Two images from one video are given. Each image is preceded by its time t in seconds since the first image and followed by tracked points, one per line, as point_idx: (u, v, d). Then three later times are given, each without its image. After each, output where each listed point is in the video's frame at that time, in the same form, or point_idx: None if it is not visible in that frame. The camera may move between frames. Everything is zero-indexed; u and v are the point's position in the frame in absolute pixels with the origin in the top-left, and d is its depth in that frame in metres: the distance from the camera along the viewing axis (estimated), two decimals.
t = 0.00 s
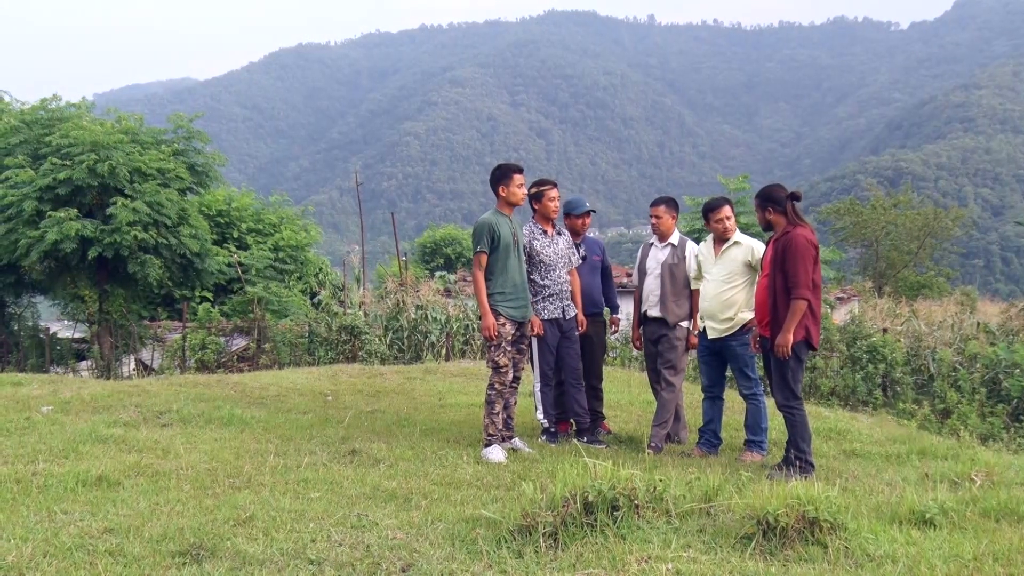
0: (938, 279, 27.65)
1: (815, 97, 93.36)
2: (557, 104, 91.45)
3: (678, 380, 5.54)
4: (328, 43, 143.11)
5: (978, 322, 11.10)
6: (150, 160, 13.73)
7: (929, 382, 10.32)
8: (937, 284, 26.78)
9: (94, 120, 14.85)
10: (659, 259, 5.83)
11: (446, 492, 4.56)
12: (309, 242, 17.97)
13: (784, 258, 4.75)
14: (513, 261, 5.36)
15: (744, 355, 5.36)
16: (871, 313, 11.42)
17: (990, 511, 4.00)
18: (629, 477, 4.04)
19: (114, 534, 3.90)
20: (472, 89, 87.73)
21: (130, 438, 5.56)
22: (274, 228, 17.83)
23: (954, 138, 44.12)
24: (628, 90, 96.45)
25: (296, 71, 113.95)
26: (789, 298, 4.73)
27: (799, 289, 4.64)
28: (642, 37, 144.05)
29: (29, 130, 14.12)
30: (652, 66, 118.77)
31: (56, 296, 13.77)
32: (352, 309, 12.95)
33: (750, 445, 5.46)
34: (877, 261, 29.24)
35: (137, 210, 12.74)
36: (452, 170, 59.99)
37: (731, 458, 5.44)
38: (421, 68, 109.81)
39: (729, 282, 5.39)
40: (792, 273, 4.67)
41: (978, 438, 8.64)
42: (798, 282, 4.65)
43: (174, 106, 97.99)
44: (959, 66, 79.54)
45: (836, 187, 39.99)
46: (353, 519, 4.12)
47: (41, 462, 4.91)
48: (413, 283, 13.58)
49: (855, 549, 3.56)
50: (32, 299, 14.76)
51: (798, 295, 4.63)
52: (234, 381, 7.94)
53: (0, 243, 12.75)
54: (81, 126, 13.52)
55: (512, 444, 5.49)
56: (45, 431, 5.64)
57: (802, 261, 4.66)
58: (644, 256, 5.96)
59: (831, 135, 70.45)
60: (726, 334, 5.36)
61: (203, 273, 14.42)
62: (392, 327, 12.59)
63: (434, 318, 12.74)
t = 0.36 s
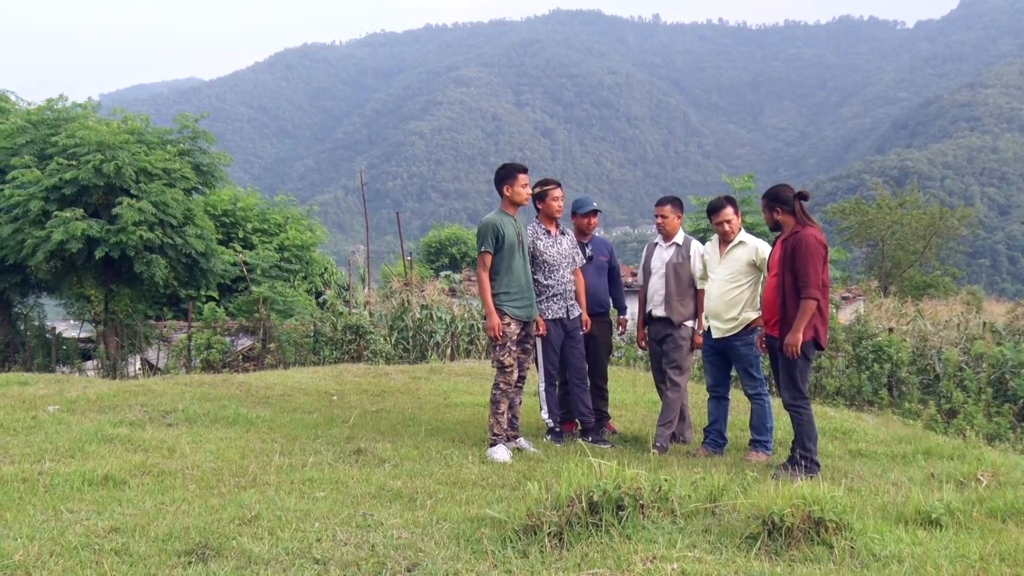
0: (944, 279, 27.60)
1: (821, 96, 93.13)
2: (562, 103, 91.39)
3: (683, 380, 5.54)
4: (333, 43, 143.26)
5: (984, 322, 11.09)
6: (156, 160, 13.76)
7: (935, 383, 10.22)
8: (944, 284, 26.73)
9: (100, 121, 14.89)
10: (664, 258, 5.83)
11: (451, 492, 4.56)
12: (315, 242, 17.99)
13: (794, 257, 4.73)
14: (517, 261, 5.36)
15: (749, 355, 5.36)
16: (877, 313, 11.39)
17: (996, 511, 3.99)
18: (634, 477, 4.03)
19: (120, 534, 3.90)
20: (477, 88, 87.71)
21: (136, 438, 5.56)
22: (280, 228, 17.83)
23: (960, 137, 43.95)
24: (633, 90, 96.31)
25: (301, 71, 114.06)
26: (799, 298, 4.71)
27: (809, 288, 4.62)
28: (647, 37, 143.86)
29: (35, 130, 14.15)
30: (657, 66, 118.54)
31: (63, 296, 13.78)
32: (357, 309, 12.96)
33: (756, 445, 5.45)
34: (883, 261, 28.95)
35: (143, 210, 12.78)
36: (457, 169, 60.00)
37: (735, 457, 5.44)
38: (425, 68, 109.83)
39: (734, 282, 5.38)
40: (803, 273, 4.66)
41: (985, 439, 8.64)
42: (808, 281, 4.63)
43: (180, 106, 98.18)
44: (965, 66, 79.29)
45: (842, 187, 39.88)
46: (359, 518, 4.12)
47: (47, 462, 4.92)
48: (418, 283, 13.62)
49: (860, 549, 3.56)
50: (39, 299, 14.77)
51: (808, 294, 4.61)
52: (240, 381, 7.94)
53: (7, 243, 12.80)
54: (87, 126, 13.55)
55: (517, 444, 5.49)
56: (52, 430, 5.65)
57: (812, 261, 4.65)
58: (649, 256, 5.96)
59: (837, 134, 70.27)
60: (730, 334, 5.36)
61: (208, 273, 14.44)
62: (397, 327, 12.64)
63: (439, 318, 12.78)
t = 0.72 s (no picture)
0: (945, 280, 27.61)
1: (821, 96, 93.09)
2: (563, 104, 91.39)
3: (684, 380, 5.54)
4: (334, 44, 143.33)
5: (985, 322, 11.09)
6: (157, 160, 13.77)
7: (937, 383, 10.13)
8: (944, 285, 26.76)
9: (101, 121, 14.89)
10: (664, 259, 5.83)
11: (451, 492, 4.56)
12: (315, 242, 18.01)
13: (798, 257, 4.73)
14: (518, 261, 5.36)
15: (751, 355, 5.36)
16: (878, 313, 11.39)
17: (997, 511, 3.99)
18: (635, 477, 4.03)
19: (121, 534, 3.91)
20: (477, 88, 87.70)
21: (137, 438, 5.56)
22: (281, 228, 17.83)
23: (961, 137, 43.93)
24: (634, 90, 96.27)
25: (302, 71, 114.07)
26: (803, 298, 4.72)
27: (814, 289, 4.62)
28: (648, 37, 143.89)
29: (36, 130, 14.15)
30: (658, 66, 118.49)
31: (64, 296, 13.77)
32: (358, 309, 12.98)
33: (757, 445, 5.44)
34: (883, 261, 29.00)
35: (144, 210, 12.79)
36: (457, 169, 60.01)
37: (735, 458, 5.44)
38: (426, 68, 109.88)
39: (735, 283, 5.39)
40: (806, 274, 4.66)
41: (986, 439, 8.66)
42: (813, 281, 4.64)
43: (180, 106, 98.21)
44: (966, 66, 79.26)
45: (842, 187, 39.86)
46: (359, 518, 4.12)
47: (48, 461, 4.92)
48: (419, 283, 13.62)
49: (861, 549, 3.56)
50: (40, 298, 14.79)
51: (813, 295, 4.61)
52: (241, 381, 7.94)
53: (8, 243, 12.81)
54: (88, 125, 13.55)
55: (517, 444, 5.49)
56: (53, 431, 5.66)
57: (816, 261, 4.65)
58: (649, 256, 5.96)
59: (838, 134, 70.27)
60: (731, 334, 5.36)
61: (209, 273, 14.45)
62: (397, 327, 12.64)
63: (440, 318, 12.78)
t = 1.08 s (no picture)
0: (946, 280, 27.60)
1: (822, 96, 93.07)
2: (563, 104, 91.37)
3: (683, 380, 5.54)
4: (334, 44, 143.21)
5: (985, 322, 11.09)
6: (157, 160, 13.77)
7: (936, 383, 10.13)
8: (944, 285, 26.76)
9: (101, 121, 14.89)
10: (664, 259, 5.82)
11: (451, 492, 4.56)
12: (315, 242, 18.01)
13: (798, 256, 4.73)
14: (518, 261, 5.36)
15: (752, 355, 5.37)
16: (878, 313, 11.39)
17: (997, 511, 3.98)
18: (635, 477, 4.03)
19: (121, 534, 3.91)
20: (477, 88, 87.68)
21: (137, 438, 5.56)
22: (281, 227, 17.82)
23: (961, 137, 43.91)
24: (634, 90, 96.23)
25: (302, 71, 114.04)
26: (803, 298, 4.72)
27: (815, 288, 4.62)
28: (647, 37, 143.86)
29: (37, 130, 14.16)
30: (658, 67, 118.45)
31: (64, 296, 13.78)
32: (358, 309, 12.99)
33: (757, 445, 5.44)
34: (883, 261, 29.01)
35: (144, 210, 12.79)
36: (457, 169, 60.00)
37: (734, 458, 5.44)
38: (426, 68, 109.84)
39: (736, 283, 5.39)
40: (807, 273, 4.66)
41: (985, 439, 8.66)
42: (814, 281, 4.63)
43: (180, 107, 98.18)
44: (966, 66, 79.26)
45: (842, 187, 39.84)
46: (359, 518, 4.12)
47: (48, 462, 4.92)
48: (419, 283, 13.60)
49: (862, 549, 3.56)
50: (40, 298, 14.87)
51: (815, 294, 4.61)
52: (241, 381, 7.94)
53: (9, 243, 12.82)
54: (88, 126, 13.54)
55: (517, 444, 5.49)
56: (53, 431, 5.66)
57: (817, 260, 4.65)
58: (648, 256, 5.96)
59: (838, 134, 70.26)
60: (731, 334, 5.37)
61: (209, 274, 14.46)
62: (398, 327, 12.64)
63: (440, 318, 12.78)
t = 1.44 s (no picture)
0: (946, 280, 27.59)
1: (822, 96, 93.08)
2: (563, 103, 91.34)
3: (684, 380, 5.54)
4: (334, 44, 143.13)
5: (986, 322, 11.08)
6: (158, 160, 13.78)
7: (937, 383, 10.14)
8: (945, 285, 26.77)
9: (102, 121, 14.89)
10: (664, 258, 5.82)
11: (452, 492, 4.56)
12: (316, 242, 18.01)
13: (798, 255, 4.73)
14: (518, 261, 5.36)
15: (751, 355, 5.36)
16: (878, 313, 11.38)
17: (997, 511, 3.98)
18: (635, 477, 4.03)
19: (122, 533, 3.91)
20: (478, 88, 87.67)
21: (138, 438, 5.56)
22: (281, 227, 17.82)
23: (962, 136, 43.89)
24: (634, 89, 96.19)
25: (302, 70, 114.04)
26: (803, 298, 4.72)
27: (815, 288, 4.62)
28: (648, 37, 143.76)
29: (37, 130, 14.17)
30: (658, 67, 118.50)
31: (65, 296, 13.78)
32: (358, 309, 12.98)
33: (757, 445, 5.43)
34: (884, 261, 29.04)
35: (144, 210, 12.79)
36: (458, 169, 60.00)
37: (735, 458, 5.44)
38: (426, 68, 109.80)
39: (735, 283, 5.39)
40: (807, 273, 4.66)
41: (986, 439, 8.67)
42: (813, 279, 4.63)
43: (181, 106, 98.19)
44: (967, 66, 79.26)
45: (843, 187, 39.81)
46: (360, 518, 4.13)
47: (49, 462, 4.92)
48: (420, 283, 13.58)
49: (862, 549, 3.56)
50: (40, 299, 14.89)
51: (814, 294, 4.61)
52: (242, 381, 7.94)
53: (9, 243, 12.83)
54: (89, 125, 13.54)
55: (518, 444, 5.49)
56: (54, 431, 5.65)
57: (817, 259, 4.65)
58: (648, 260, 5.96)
59: (838, 134, 70.26)
60: (731, 334, 5.37)
61: (210, 273, 14.45)
62: (398, 327, 12.63)
63: (440, 318, 12.78)
